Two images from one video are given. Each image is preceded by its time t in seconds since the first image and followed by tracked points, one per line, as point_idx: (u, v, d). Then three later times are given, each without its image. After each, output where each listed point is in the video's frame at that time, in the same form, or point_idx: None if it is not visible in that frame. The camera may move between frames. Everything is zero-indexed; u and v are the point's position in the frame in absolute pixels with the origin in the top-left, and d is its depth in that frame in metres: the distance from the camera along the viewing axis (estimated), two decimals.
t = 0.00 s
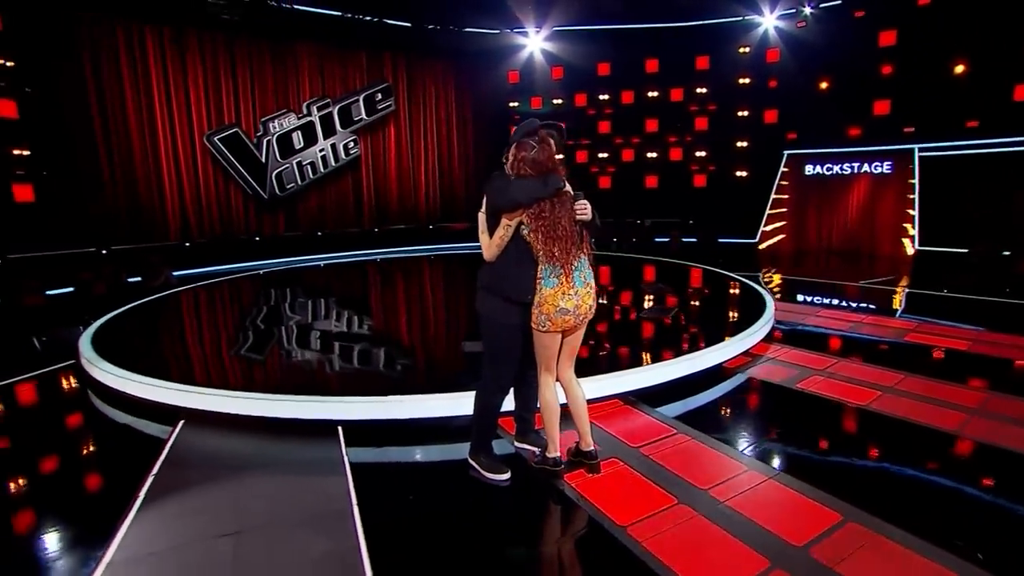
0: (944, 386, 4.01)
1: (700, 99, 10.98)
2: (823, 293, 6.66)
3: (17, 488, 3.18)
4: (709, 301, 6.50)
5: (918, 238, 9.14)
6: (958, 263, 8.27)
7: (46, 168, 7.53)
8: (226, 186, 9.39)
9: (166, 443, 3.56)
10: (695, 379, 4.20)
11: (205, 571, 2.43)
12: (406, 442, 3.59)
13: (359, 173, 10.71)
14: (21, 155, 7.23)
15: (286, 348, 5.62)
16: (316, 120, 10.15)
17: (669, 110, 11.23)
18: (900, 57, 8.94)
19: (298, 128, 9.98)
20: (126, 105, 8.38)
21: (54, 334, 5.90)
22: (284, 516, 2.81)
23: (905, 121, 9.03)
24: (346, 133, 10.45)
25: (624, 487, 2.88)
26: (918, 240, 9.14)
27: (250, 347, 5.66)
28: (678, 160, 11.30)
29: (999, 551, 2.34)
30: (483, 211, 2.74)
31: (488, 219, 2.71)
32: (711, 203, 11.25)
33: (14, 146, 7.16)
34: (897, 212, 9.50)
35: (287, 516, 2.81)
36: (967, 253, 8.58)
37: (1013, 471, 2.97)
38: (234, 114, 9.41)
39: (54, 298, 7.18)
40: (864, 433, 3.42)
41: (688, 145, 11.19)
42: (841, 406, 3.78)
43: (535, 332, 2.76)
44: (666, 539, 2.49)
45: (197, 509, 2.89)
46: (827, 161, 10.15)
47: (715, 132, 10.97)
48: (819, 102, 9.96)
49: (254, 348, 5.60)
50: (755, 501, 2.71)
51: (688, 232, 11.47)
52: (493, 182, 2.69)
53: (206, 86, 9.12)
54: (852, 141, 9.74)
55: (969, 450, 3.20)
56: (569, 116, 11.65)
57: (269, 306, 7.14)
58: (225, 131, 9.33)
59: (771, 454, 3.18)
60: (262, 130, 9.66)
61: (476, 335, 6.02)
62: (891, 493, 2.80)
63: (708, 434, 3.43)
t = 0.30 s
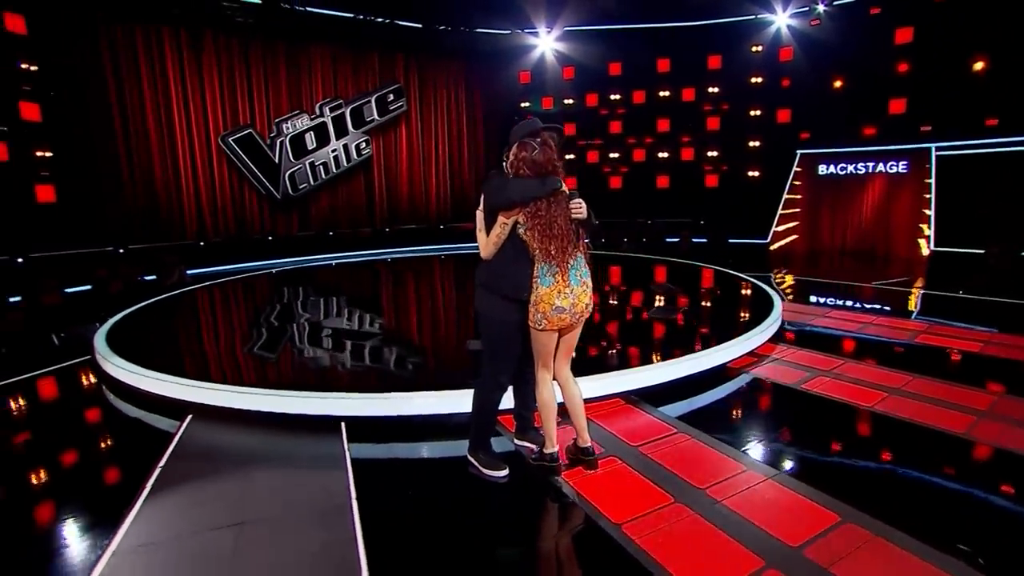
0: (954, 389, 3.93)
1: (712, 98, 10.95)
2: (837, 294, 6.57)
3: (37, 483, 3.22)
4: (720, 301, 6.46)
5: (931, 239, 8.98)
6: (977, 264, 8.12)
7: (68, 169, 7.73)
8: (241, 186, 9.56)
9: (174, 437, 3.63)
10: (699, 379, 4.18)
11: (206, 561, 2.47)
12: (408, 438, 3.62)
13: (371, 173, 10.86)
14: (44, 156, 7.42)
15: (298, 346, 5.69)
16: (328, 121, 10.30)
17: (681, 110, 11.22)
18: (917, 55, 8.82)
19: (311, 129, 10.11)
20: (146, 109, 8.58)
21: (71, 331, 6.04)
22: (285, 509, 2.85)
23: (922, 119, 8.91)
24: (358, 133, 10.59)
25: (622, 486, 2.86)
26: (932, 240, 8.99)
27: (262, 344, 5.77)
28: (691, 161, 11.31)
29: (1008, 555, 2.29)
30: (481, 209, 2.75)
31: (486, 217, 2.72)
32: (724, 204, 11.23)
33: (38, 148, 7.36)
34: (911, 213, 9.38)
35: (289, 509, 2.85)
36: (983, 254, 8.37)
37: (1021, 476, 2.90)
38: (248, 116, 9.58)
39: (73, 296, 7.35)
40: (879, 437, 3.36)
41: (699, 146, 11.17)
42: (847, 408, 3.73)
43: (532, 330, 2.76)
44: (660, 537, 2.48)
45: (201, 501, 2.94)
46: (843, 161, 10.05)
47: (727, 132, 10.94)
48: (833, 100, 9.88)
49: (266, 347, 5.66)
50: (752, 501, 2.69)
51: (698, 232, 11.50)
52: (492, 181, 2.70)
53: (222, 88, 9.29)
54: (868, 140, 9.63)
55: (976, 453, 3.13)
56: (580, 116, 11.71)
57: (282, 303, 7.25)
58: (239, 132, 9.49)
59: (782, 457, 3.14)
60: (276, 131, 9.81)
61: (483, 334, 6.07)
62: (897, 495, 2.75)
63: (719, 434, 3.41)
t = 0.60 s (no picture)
0: (963, 393, 3.86)
1: (723, 98, 10.96)
2: (849, 296, 6.49)
3: (55, 474, 3.29)
4: (730, 302, 6.41)
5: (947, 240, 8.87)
6: (994, 266, 7.97)
7: (88, 167, 7.90)
8: (255, 185, 9.69)
9: (181, 430, 3.70)
10: (702, 379, 4.16)
11: (205, 550, 2.51)
12: (409, 434, 3.65)
13: (382, 172, 10.99)
14: (65, 156, 7.60)
15: (309, 344, 5.73)
16: (340, 120, 10.43)
17: (693, 110, 11.21)
18: (934, 53, 8.68)
19: (324, 128, 10.25)
20: (165, 110, 8.74)
21: (88, 326, 6.17)
22: (286, 500, 2.88)
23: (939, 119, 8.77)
24: (370, 133, 10.73)
25: (617, 484, 2.86)
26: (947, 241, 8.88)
27: (275, 343, 5.74)
28: (702, 161, 11.32)
29: (1009, 559, 2.25)
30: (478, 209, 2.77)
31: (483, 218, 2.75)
32: (735, 204, 11.24)
33: (59, 148, 7.52)
34: (927, 214, 9.21)
35: (288, 501, 2.88)
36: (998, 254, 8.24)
37: None
38: (263, 115, 9.73)
39: (90, 292, 7.51)
40: (891, 441, 3.30)
41: (710, 147, 11.22)
42: (852, 411, 3.67)
43: (528, 329, 2.76)
44: (651, 535, 2.48)
45: (205, 492, 2.99)
46: (854, 161, 9.98)
47: (738, 132, 10.95)
48: (846, 99, 9.80)
49: (277, 343, 5.73)
50: (746, 501, 2.68)
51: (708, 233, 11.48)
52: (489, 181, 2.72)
53: (238, 87, 9.44)
54: (883, 140, 9.51)
55: (982, 458, 3.06)
56: (591, 116, 11.74)
57: (293, 300, 7.36)
58: (253, 131, 9.63)
59: (793, 461, 3.10)
60: (289, 130, 9.95)
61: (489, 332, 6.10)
62: (898, 500, 2.71)
63: (726, 436, 3.39)
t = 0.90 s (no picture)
0: (979, 400, 3.77)
1: (738, 98, 10.88)
2: (866, 299, 6.38)
3: (75, 466, 3.37)
4: (744, 304, 6.32)
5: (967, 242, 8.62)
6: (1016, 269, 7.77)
7: (109, 167, 8.08)
8: (271, 186, 9.83)
9: (191, 425, 3.76)
10: (709, 382, 4.12)
11: (207, 544, 2.55)
12: (414, 433, 3.67)
13: (396, 172, 11.07)
14: (87, 156, 7.76)
15: (322, 342, 5.79)
16: (354, 120, 10.50)
17: (708, 110, 11.14)
18: (955, 51, 8.50)
19: (338, 128, 10.34)
20: (183, 110, 8.89)
21: (106, 322, 6.31)
22: (289, 497, 2.92)
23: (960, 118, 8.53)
24: (384, 132, 10.81)
25: (618, 488, 2.84)
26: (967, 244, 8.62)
27: (290, 340, 5.81)
28: (716, 161, 11.23)
29: (1014, 571, 2.19)
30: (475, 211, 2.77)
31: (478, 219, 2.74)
32: (750, 206, 11.11)
33: (81, 148, 7.70)
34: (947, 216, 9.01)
35: (291, 498, 2.92)
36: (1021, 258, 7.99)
37: None
38: (279, 115, 9.86)
39: (109, 289, 7.66)
40: (906, 448, 3.23)
41: (725, 148, 11.12)
42: (861, 416, 3.61)
43: (524, 332, 2.76)
44: (649, 538, 2.46)
45: (211, 487, 3.03)
46: (873, 161, 9.80)
47: (754, 132, 10.86)
48: (864, 98, 9.62)
49: (291, 341, 5.80)
50: (747, 507, 2.65)
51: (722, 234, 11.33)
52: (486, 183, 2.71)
53: (254, 88, 9.57)
54: (902, 140, 9.33)
55: (993, 467, 2.99)
56: (605, 116, 11.72)
57: (306, 298, 7.44)
58: (269, 131, 9.75)
59: (805, 465, 3.06)
60: (304, 130, 10.06)
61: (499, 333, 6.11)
62: (904, 508, 2.65)
63: (739, 438, 3.36)
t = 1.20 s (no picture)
0: (999, 408, 3.66)
1: (754, 97, 10.75)
2: (885, 302, 6.25)
3: (98, 460, 3.44)
4: (761, 307, 6.21)
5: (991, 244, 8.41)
6: None
7: (131, 168, 8.24)
8: (288, 187, 9.96)
9: (202, 424, 3.82)
10: (718, 386, 4.08)
11: (213, 542, 2.58)
12: (422, 434, 3.67)
13: (410, 173, 11.15)
14: (111, 158, 7.92)
15: (335, 342, 5.85)
16: (369, 122, 10.59)
17: (724, 110, 11.02)
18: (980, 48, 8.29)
19: (353, 130, 10.44)
20: (203, 112, 9.02)
21: (125, 321, 6.44)
22: (294, 497, 2.94)
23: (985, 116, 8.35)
24: (399, 133, 10.91)
25: (623, 493, 2.82)
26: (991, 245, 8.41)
27: (304, 340, 5.87)
28: (733, 161, 11.10)
29: None
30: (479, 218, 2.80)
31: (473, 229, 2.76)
32: (768, 207, 10.96)
33: (105, 150, 7.86)
34: (971, 217, 8.80)
35: (296, 497, 2.94)
36: None
37: None
38: (295, 117, 9.99)
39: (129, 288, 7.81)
40: (924, 455, 3.15)
41: (742, 148, 10.99)
42: (874, 423, 3.54)
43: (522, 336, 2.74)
44: (651, 544, 2.43)
45: (219, 485, 3.07)
46: (893, 161, 9.58)
47: (772, 132, 10.71)
48: (883, 98, 9.43)
49: (305, 340, 5.86)
50: (753, 514, 2.61)
51: (738, 235, 11.20)
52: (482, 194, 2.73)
53: (272, 91, 9.71)
54: (923, 140, 9.12)
55: (1009, 477, 2.90)
56: (619, 116, 11.67)
57: (320, 298, 7.52)
58: (285, 133, 9.88)
59: (820, 471, 3.00)
60: (319, 132, 10.17)
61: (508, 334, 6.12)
62: (915, 517, 2.59)
63: (757, 443, 3.32)
